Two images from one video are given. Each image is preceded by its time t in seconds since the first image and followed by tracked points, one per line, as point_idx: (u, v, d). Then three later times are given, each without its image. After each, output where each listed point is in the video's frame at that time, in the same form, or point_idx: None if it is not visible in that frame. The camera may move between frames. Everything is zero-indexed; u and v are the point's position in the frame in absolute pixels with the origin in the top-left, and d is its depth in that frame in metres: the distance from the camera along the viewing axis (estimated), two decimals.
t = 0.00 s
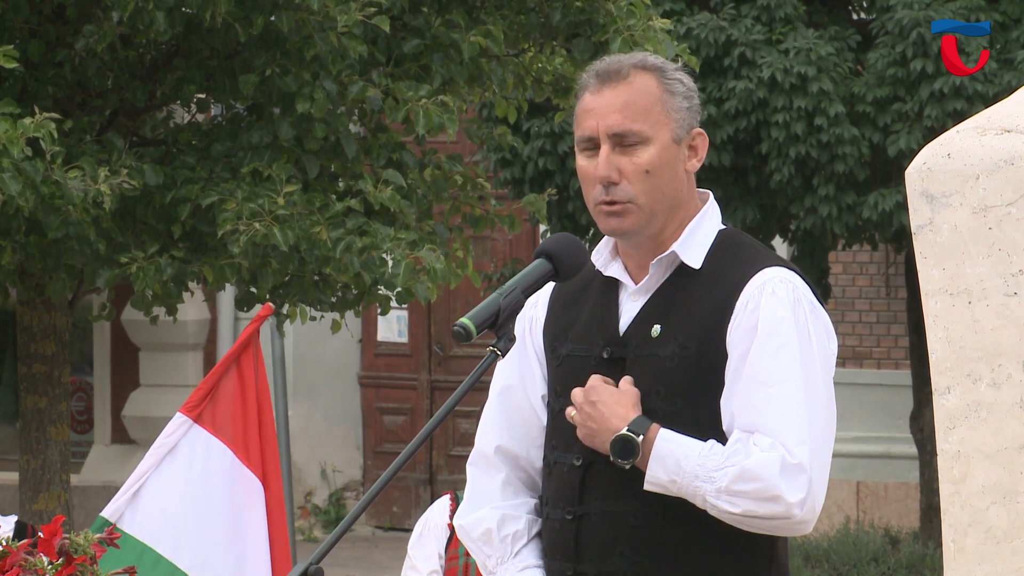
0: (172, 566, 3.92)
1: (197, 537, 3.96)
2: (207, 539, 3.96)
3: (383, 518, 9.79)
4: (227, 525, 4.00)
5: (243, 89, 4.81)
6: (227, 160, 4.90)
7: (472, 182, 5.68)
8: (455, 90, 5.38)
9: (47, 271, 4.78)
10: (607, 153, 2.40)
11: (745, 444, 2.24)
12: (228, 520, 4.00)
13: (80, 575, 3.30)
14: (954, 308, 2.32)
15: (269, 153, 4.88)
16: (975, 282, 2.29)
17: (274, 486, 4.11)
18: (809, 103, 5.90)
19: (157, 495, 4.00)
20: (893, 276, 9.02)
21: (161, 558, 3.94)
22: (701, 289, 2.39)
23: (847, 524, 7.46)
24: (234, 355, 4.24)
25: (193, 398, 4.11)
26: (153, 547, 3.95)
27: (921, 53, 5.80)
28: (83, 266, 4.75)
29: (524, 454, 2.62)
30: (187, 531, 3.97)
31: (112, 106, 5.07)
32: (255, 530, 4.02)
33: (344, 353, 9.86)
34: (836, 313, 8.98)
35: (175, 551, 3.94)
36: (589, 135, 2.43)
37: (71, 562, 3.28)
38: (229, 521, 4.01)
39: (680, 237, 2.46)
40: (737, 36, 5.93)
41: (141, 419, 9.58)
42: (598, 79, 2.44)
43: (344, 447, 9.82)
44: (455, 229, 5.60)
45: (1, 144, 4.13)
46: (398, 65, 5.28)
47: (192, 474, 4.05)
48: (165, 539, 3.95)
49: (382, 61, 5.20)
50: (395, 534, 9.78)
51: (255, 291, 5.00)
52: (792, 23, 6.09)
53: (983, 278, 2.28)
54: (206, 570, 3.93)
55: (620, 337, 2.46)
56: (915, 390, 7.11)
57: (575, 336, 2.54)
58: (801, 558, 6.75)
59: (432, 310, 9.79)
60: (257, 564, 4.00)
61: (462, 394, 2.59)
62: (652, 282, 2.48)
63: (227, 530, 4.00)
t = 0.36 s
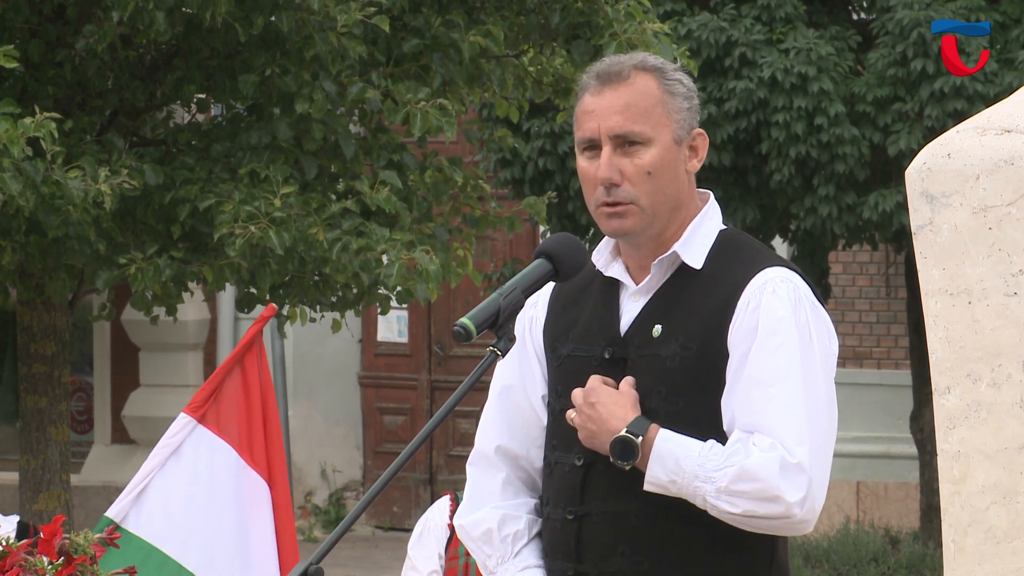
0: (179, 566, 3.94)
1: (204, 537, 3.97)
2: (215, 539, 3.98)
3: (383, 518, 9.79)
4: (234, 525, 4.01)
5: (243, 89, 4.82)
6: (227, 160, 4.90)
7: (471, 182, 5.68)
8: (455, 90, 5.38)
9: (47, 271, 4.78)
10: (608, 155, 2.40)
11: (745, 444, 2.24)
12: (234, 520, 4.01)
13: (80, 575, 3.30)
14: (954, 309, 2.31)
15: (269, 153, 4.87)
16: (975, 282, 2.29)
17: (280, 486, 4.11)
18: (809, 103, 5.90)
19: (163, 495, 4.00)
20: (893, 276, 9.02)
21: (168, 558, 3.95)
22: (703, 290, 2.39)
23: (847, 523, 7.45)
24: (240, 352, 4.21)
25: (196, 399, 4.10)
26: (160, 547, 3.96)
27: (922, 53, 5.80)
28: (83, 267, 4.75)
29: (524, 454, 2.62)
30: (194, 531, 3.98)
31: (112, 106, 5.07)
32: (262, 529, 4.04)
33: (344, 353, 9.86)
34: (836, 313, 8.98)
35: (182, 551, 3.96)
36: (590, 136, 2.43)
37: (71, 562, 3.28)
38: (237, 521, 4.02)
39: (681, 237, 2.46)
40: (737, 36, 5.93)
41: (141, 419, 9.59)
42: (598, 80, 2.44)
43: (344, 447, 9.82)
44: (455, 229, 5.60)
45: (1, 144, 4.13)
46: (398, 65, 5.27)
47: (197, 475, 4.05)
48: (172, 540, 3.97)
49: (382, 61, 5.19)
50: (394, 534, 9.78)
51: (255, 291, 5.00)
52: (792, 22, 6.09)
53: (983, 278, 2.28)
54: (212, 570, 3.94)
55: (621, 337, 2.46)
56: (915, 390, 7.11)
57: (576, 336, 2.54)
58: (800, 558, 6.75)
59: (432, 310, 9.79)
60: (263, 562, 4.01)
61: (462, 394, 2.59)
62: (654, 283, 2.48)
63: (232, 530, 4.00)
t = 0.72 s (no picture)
0: (181, 566, 3.94)
1: (208, 537, 3.98)
2: (219, 539, 3.98)
3: (383, 518, 9.79)
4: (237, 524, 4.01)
5: (243, 89, 4.82)
6: (227, 160, 4.90)
7: (471, 181, 5.67)
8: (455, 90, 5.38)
9: (47, 271, 4.78)
10: (605, 153, 2.41)
11: (749, 444, 2.24)
12: (238, 520, 4.01)
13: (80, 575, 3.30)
14: (954, 308, 2.31)
15: (268, 153, 4.87)
16: (975, 282, 2.29)
17: (283, 487, 4.11)
18: (809, 103, 5.90)
19: (166, 495, 4.01)
20: (893, 276, 9.02)
21: (171, 559, 3.95)
22: (706, 289, 2.39)
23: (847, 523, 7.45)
24: (242, 352, 4.20)
25: (199, 398, 4.11)
26: (162, 547, 3.96)
27: (922, 53, 5.80)
28: (83, 266, 4.76)
29: (526, 452, 2.62)
30: (198, 531, 3.98)
31: (112, 106, 5.07)
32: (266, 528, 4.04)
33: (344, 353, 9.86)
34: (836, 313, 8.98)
35: (184, 551, 3.96)
36: (589, 134, 2.44)
37: (71, 563, 3.27)
38: (240, 520, 4.02)
39: (684, 237, 2.45)
40: (737, 36, 5.93)
41: (141, 419, 9.59)
42: (601, 78, 2.45)
43: (344, 447, 9.82)
44: (455, 229, 5.60)
45: (1, 143, 4.13)
46: (398, 65, 5.27)
47: (200, 475, 4.05)
48: (175, 540, 3.97)
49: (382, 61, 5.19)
50: (395, 534, 9.78)
51: (255, 291, 5.00)
52: (792, 22, 6.09)
53: (984, 278, 2.28)
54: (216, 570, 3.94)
55: (623, 336, 2.46)
56: (915, 390, 7.11)
57: (578, 334, 2.54)
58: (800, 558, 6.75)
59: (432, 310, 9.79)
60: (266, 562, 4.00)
61: (462, 393, 2.59)
62: (656, 282, 2.48)
63: (235, 530, 4.00)
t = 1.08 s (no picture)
0: (180, 565, 3.95)
1: (207, 537, 3.98)
2: (218, 539, 3.98)
3: (383, 518, 9.79)
4: (236, 524, 4.01)
5: (243, 89, 4.82)
6: (227, 160, 4.90)
7: (471, 182, 5.67)
8: (455, 91, 5.38)
9: (47, 272, 4.78)
10: (597, 150, 2.42)
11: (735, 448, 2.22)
12: (237, 520, 4.01)
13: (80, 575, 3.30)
14: (955, 309, 2.31)
15: (268, 153, 4.88)
16: (975, 282, 2.29)
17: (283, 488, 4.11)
18: (809, 103, 5.90)
19: (166, 495, 4.02)
20: (893, 276, 9.02)
21: (170, 557, 3.97)
22: (707, 289, 2.39)
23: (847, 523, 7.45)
24: (242, 354, 4.22)
25: (200, 399, 4.10)
26: (162, 546, 3.97)
27: (921, 53, 5.80)
28: (83, 267, 4.76)
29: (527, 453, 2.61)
30: (197, 531, 3.99)
31: (112, 106, 5.07)
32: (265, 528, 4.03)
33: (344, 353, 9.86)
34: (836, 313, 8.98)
35: (184, 551, 3.97)
36: (588, 129, 2.45)
37: (71, 562, 3.28)
38: (240, 519, 4.02)
39: (686, 236, 2.45)
40: (737, 36, 5.94)
41: (141, 419, 9.59)
42: (607, 74, 2.45)
43: (344, 447, 9.82)
44: (455, 229, 5.59)
45: (1, 144, 4.13)
46: (398, 65, 5.27)
47: (200, 475, 4.05)
48: (174, 539, 3.98)
49: (382, 62, 5.19)
50: (395, 534, 9.78)
51: (254, 292, 5.00)
52: (792, 22, 6.09)
53: (983, 278, 2.28)
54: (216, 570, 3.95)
55: (624, 335, 2.47)
56: (916, 390, 7.11)
57: (582, 333, 2.55)
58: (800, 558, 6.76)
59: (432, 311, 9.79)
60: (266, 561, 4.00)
61: (464, 391, 2.59)
62: (658, 281, 2.48)
63: (234, 531, 4.00)
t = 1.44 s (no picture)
0: (180, 566, 3.96)
1: (206, 538, 3.98)
2: (218, 539, 3.98)
3: (382, 518, 9.79)
4: (235, 524, 4.01)
5: (243, 89, 4.82)
6: (226, 160, 4.89)
7: (471, 182, 5.66)
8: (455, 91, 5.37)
9: (47, 271, 4.78)
10: (596, 147, 2.44)
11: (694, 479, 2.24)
12: (236, 520, 4.01)
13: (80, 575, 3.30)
14: (954, 309, 2.31)
15: (268, 153, 4.88)
16: (975, 282, 2.29)
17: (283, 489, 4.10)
18: (809, 103, 5.90)
19: (164, 495, 4.01)
20: (893, 276, 9.02)
21: (169, 558, 3.97)
22: (706, 291, 2.38)
23: (846, 523, 7.45)
24: (242, 355, 4.22)
25: (200, 398, 4.11)
26: (161, 546, 3.97)
27: (922, 53, 5.80)
28: (83, 267, 4.76)
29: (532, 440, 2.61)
30: (196, 531, 3.99)
31: (112, 106, 5.07)
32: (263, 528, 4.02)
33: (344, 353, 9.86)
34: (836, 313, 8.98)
35: (184, 552, 3.98)
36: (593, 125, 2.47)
37: (71, 562, 3.27)
38: (238, 519, 4.01)
39: (686, 238, 2.45)
40: (738, 35, 5.94)
41: (141, 419, 9.59)
42: (615, 72, 2.47)
43: (343, 446, 9.82)
44: (455, 229, 5.59)
45: (1, 144, 4.12)
46: (399, 65, 5.27)
47: (199, 474, 4.05)
48: (174, 539, 3.98)
49: (382, 62, 5.19)
50: (395, 534, 9.78)
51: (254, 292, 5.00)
52: (792, 22, 6.09)
53: (984, 277, 2.28)
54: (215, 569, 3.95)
55: (626, 336, 2.45)
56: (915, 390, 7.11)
57: (586, 334, 2.54)
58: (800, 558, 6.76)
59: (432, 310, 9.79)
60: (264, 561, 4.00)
61: (466, 387, 2.60)
62: (659, 282, 2.47)
63: (232, 531, 4.00)
